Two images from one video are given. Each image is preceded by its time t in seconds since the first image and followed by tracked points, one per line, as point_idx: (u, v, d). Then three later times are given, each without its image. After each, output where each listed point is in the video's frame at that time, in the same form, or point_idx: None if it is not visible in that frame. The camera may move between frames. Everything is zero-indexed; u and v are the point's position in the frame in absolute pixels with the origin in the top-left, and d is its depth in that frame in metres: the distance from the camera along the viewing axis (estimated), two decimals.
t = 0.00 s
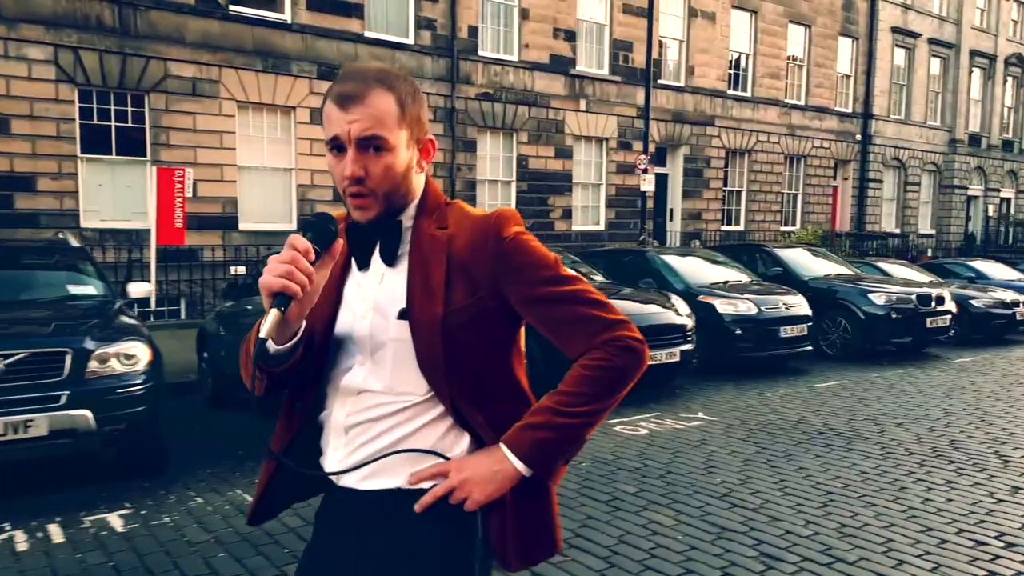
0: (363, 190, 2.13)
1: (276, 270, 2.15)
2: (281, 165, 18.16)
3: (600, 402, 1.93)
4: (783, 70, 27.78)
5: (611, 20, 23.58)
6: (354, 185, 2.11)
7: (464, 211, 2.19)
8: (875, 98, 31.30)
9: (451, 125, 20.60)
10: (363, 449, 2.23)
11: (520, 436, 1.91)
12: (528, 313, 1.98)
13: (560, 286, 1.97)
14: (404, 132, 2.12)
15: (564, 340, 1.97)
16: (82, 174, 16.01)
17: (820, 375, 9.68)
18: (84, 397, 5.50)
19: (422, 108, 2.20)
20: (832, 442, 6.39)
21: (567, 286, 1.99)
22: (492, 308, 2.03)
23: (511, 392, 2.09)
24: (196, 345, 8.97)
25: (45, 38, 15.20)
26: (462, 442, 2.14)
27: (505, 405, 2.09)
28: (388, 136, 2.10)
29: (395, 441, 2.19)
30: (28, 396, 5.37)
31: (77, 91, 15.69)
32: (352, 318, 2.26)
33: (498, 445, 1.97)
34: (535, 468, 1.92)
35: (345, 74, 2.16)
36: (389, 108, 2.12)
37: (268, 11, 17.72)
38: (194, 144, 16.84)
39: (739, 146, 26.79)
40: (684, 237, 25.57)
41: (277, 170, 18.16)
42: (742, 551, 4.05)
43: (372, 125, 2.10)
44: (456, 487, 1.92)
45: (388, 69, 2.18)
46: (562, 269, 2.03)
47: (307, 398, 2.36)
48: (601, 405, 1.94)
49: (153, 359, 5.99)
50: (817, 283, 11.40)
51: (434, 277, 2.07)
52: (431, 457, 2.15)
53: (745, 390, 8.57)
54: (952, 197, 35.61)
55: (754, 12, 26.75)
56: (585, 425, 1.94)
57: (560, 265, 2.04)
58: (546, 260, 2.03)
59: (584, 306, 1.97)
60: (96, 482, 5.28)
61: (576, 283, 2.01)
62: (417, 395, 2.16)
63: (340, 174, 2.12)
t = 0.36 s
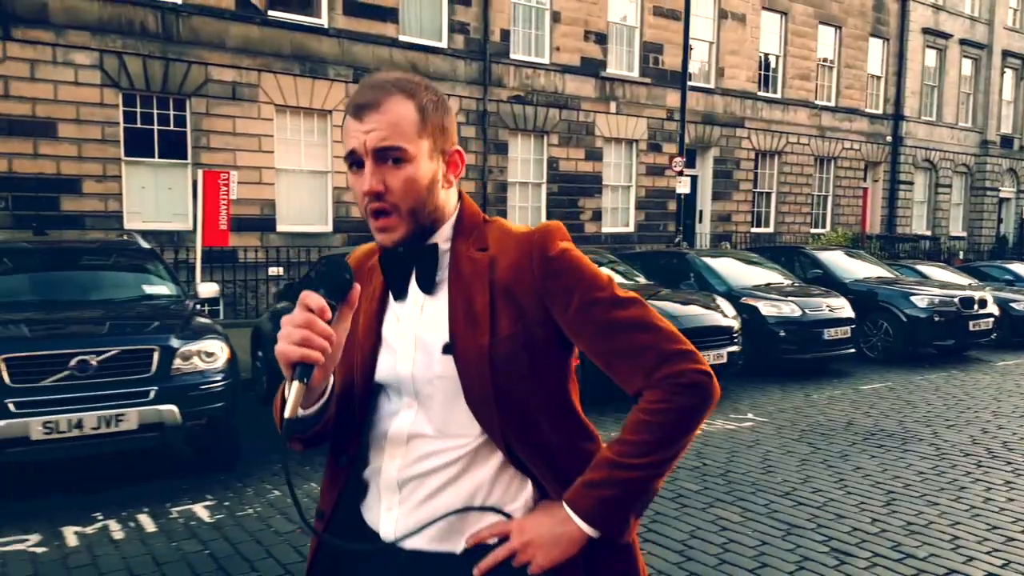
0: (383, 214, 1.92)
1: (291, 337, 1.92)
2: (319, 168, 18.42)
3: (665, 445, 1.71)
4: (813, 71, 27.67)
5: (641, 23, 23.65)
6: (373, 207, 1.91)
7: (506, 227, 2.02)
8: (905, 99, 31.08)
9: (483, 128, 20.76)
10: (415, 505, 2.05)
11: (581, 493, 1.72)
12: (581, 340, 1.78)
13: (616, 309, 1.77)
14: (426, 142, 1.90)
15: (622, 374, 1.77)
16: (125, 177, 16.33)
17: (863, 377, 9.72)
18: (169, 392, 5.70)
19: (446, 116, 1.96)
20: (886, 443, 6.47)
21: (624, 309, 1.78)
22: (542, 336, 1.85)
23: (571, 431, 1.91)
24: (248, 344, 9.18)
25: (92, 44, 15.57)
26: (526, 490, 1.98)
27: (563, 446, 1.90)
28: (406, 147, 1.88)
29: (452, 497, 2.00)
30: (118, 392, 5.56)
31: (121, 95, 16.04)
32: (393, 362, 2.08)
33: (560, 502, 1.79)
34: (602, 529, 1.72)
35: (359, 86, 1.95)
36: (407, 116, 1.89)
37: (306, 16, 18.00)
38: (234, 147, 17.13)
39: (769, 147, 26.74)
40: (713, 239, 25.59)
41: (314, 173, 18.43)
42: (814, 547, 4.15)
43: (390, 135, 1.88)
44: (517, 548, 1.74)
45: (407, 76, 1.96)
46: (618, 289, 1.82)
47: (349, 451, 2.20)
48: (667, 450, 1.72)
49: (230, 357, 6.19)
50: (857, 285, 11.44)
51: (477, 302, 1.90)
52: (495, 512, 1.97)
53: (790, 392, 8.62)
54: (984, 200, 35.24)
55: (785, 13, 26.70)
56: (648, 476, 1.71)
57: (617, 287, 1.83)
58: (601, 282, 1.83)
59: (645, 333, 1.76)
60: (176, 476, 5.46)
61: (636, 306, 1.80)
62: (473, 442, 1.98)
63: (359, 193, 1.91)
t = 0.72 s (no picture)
0: (367, 188, 1.87)
1: (301, 316, 1.75)
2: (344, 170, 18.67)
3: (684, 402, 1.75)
4: (833, 72, 27.68)
5: (661, 25, 23.78)
6: (354, 182, 1.85)
7: (502, 196, 1.99)
8: (925, 100, 31.02)
9: (505, 129, 20.93)
10: (441, 498, 1.94)
11: (607, 465, 1.71)
12: (596, 305, 1.79)
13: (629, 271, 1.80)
14: (393, 107, 1.86)
15: (638, 338, 1.78)
16: (156, 178, 16.61)
17: (891, 377, 9.81)
18: (231, 387, 5.87)
19: (405, 84, 1.94)
20: (921, 441, 6.59)
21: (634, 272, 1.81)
22: (563, 305, 1.82)
23: (588, 405, 1.86)
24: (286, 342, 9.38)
25: (124, 48, 15.89)
26: (548, 476, 1.92)
27: (580, 418, 1.86)
28: (376, 115, 1.84)
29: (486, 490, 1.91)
30: (185, 386, 5.73)
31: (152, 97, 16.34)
32: (402, 352, 1.96)
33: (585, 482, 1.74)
34: (636, 498, 1.71)
35: (312, 68, 1.91)
36: (367, 86, 1.87)
37: (332, 19, 18.26)
38: (262, 149, 17.39)
39: (788, 149, 26.78)
40: (732, 240, 25.68)
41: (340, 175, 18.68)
42: (859, 539, 4.30)
43: (354, 107, 1.85)
44: (553, 545, 1.67)
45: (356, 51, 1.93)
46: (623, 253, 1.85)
47: (360, 457, 2.04)
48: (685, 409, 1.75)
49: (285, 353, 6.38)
50: (883, 286, 11.53)
51: (497, 273, 1.85)
52: (525, 512, 1.90)
53: (819, 391, 8.73)
54: (1004, 201, 35.09)
55: (805, 15, 26.75)
56: (670, 437, 1.73)
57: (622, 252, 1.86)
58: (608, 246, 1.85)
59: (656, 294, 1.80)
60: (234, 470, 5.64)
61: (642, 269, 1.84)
62: (498, 427, 1.90)
63: (337, 172, 1.86)
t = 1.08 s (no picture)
0: (415, 223, 1.89)
1: (342, 363, 1.75)
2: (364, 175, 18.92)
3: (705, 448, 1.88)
4: (845, 76, 27.82)
5: (675, 30, 23.98)
6: (405, 216, 1.87)
7: (531, 237, 2.06)
8: (938, 103, 31.10)
9: (521, 134, 21.15)
10: (453, 534, 1.96)
11: (635, 507, 1.83)
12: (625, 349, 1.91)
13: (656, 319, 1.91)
14: (457, 149, 1.89)
15: (664, 384, 1.90)
16: (180, 183, 16.83)
17: (911, 380, 9.98)
18: (290, 389, 6.00)
19: (472, 120, 1.95)
20: (945, 442, 6.79)
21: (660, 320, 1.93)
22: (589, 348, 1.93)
23: (602, 443, 1.97)
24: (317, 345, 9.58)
25: (150, 56, 16.16)
26: (559, 512, 1.97)
27: (596, 454, 1.97)
28: (440, 156, 1.85)
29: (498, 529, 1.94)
30: (246, 389, 5.86)
31: (177, 104, 16.59)
32: (425, 384, 1.97)
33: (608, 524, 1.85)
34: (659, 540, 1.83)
35: (380, 91, 1.90)
36: (437, 121, 1.87)
37: (352, 27, 18.53)
38: (283, 155, 17.65)
39: (801, 152, 26.94)
40: (746, 243, 25.84)
41: (359, 180, 18.91)
42: (895, 535, 4.51)
43: (421, 143, 1.86)
44: None
45: (426, 77, 1.93)
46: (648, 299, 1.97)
47: (376, 488, 2.03)
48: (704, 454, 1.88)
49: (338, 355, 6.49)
50: (902, 290, 11.70)
51: (531, 316, 1.90)
52: (530, 554, 1.93)
53: (842, 394, 8.92)
54: (1016, 204, 35.14)
55: (817, 19, 26.91)
56: (691, 481, 1.85)
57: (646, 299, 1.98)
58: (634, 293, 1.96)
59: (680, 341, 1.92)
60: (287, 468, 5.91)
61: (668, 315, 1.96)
62: (518, 466, 1.94)
63: (388, 202, 1.88)
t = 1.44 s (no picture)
0: (421, 223, 1.87)
1: (287, 370, 1.80)
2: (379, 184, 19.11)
3: (686, 528, 1.60)
4: (852, 85, 28.03)
5: (685, 40, 24.20)
6: (406, 215, 1.86)
7: (532, 262, 1.92)
8: (944, 111, 31.29)
9: (533, 143, 21.38)
10: (380, 551, 1.95)
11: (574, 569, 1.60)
12: (602, 396, 1.68)
13: (647, 367, 1.67)
14: (472, 158, 1.85)
15: (649, 442, 1.66)
16: (199, 192, 17.05)
17: (927, 386, 10.13)
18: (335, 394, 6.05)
19: (495, 133, 1.92)
20: (967, 445, 6.95)
21: (658, 369, 1.67)
22: (563, 387, 1.73)
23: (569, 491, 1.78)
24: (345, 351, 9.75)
25: (170, 66, 16.41)
26: (498, 557, 1.83)
27: (560, 503, 1.78)
28: (453, 160, 1.83)
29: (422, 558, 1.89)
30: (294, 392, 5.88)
31: (196, 114, 16.83)
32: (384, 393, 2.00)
33: None
34: None
35: (405, 83, 1.90)
36: (455, 125, 1.85)
37: (368, 38, 18.79)
38: (300, 164, 17.89)
39: (809, 160, 27.13)
40: (755, 251, 26.00)
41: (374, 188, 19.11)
42: (927, 533, 4.67)
43: (435, 145, 1.83)
44: None
45: (459, 83, 1.91)
46: (654, 346, 1.72)
47: (319, 489, 2.07)
48: (683, 534, 1.61)
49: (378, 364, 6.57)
50: (916, 297, 11.85)
51: (493, 342, 1.79)
52: None
53: (860, 400, 9.07)
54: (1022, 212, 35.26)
55: (825, 28, 27.15)
56: (654, 555, 1.59)
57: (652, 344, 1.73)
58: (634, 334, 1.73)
59: (677, 398, 1.66)
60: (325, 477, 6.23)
61: (674, 369, 1.68)
62: (454, 498, 1.87)
63: (389, 199, 1.88)
